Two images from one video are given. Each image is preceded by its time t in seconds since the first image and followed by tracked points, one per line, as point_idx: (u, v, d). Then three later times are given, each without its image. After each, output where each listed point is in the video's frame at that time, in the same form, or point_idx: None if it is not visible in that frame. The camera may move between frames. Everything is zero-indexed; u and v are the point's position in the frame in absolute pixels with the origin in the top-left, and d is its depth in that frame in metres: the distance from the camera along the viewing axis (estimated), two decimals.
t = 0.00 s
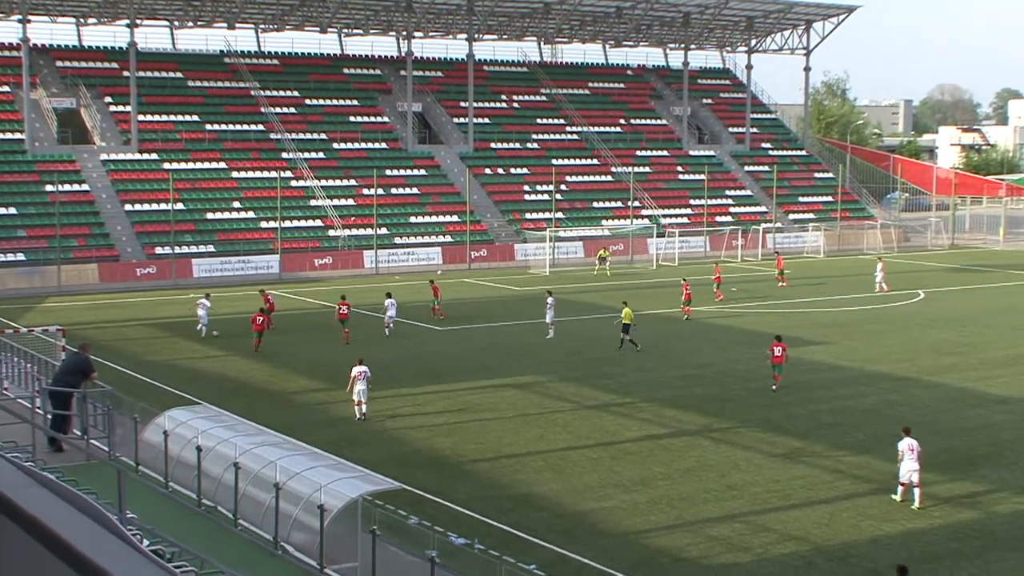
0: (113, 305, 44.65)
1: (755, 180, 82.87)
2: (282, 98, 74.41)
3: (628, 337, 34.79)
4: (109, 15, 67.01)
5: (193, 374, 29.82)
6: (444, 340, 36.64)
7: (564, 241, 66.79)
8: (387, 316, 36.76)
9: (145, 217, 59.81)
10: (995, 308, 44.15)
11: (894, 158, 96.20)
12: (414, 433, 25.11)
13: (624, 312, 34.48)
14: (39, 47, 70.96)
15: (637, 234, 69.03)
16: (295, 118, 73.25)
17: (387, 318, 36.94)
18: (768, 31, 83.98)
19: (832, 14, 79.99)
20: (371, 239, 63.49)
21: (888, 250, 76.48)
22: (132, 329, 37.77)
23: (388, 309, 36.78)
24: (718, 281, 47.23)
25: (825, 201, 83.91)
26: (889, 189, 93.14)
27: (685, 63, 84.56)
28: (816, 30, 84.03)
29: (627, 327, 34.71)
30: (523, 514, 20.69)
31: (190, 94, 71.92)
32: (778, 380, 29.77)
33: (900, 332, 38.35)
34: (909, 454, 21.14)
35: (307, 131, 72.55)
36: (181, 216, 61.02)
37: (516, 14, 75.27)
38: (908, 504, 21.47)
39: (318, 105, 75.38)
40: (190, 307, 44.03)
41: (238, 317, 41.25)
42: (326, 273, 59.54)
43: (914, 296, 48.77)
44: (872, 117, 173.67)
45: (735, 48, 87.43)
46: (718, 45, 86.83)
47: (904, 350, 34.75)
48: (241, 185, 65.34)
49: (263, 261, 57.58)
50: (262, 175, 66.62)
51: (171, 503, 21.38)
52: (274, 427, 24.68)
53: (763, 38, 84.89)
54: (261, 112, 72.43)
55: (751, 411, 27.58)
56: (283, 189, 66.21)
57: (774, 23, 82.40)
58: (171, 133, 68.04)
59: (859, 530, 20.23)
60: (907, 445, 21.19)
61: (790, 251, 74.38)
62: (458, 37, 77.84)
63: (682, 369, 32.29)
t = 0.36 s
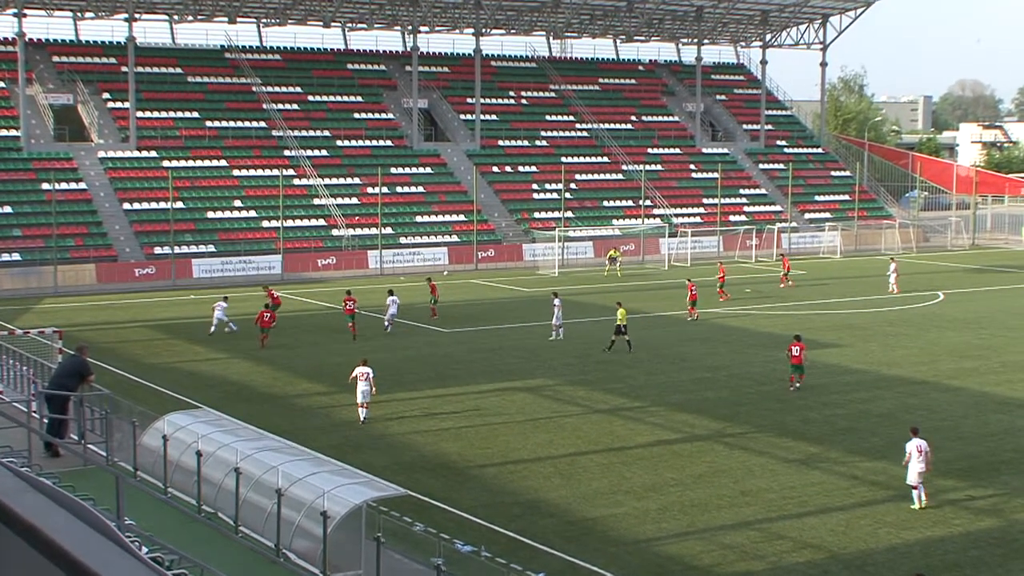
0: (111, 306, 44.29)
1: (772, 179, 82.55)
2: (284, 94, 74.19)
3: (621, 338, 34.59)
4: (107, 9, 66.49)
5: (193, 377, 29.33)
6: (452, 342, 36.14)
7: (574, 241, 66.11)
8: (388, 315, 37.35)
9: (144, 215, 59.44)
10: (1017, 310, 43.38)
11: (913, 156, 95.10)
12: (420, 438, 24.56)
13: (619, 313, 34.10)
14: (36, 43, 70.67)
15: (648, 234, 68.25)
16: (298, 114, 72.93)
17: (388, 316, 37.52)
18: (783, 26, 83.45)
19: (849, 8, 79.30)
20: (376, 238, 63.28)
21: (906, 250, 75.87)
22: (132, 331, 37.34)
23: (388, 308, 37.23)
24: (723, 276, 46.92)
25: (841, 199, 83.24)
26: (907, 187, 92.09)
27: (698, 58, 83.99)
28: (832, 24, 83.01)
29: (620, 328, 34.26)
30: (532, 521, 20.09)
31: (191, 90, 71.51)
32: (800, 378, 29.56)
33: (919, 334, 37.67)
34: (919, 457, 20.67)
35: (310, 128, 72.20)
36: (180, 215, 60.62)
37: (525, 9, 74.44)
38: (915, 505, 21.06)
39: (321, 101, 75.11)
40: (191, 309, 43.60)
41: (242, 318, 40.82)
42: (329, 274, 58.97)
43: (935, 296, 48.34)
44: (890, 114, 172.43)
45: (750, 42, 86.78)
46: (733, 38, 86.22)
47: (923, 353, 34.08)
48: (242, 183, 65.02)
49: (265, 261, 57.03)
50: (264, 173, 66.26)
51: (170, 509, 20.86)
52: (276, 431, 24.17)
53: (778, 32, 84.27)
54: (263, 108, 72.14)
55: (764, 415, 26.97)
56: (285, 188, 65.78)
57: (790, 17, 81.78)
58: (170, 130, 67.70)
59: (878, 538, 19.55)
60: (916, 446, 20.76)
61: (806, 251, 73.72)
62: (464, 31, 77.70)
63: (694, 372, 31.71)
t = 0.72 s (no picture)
0: (106, 306, 44.04)
1: (778, 176, 82.19)
2: (282, 90, 74.09)
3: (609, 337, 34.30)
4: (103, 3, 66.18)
5: (190, 377, 29.05)
6: (453, 341, 35.85)
7: (577, 239, 65.78)
8: (391, 311, 37.93)
9: (139, 213, 59.15)
10: None
11: (921, 152, 94.73)
12: (421, 439, 24.25)
13: (604, 312, 33.74)
14: (29, 37, 70.45)
15: (652, 232, 67.80)
16: (296, 110, 72.70)
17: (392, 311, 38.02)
18: (789, 21, 83.12)
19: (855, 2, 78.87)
20: (377, 237, 62.50)
21: (915, 248, 75.43)
22: (128, 331, 37.08)
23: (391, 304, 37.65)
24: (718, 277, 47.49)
25: (849, 196, 82.79)
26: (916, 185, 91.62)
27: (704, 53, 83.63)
28: (839, 17, 82.47)
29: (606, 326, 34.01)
30: (535, 524, 19.75)
31: (189, 86, 71.32)
32: (813, 377, 29.57)
33: (928, 334, 37.30)
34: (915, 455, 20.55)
35: (309, 124, 71.96)
36: (177, 213, 60.29)
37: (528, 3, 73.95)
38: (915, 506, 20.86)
39: (320, 97, 75.00)
40: (188, 308, 43.33)
41: (241, 317, 40.54)
42: (328, 272, 58.87)
43: (942, 296, 47.68)
44: (897, 110, 171.70)
45: (756, 37, 86.34)
46: (738, 33, 85.76)
47: (932, 353, 33.73)
48: (240, 181, 64.81)
49: (263, 260, 56.88)
50: (262, 170, 66.08)
51: (167, 512, 20.55)
52: (274, 433, 23.86)
53: (785, 27, 83.94)
54: (261, 104, 71.90)
55: (770, 416, 26.64)
56: (284, 185, 65.57)
57: (797, 11, 81.46)
58: (167, 127, 67.45)
59: (886, 540, 19.18)
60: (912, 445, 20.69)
61: (812, 249, 73.35)
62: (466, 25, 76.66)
63: (698, 372, 31.38)
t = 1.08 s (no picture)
0: (101, 305, 43.84)
1: (778, 174, 81.98)
2: (278, 87, 74.03)
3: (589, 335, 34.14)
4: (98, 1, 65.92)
5: (186, 377, 28.89)
6: (452, 341, 35.69)
7: (576, 237, 65.65)
8: (396, 307, 37.90)
9: (134, 212, 58.98)
10: None
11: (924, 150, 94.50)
12: (417, 440, 24.09)
13: (583, 311, 33.59)
14: (23, 34, 70.20)
15: (652, 231, 67.57)
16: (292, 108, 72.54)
17: (398, 311, 37.92)
18: (790, 17, 82.82)
19: None
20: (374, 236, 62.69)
21: (917, 247, 75.18)
22: (122, 330, 36.87)
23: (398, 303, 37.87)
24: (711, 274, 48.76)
25: (850, 194, 82.59)
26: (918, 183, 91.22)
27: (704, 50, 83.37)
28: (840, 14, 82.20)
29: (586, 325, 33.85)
30: (533, 525, 19.58)
31: (184, 83, 71.24)
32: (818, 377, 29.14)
33: (929, 333, 37.13)
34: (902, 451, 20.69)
35: (306, 123, 71.75)
36: (172, 212, 60.10)
37: None
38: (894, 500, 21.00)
39: (317, 95, 74.88)
40: (184, 308, 43.12)
41: (237, 317, 40.34)
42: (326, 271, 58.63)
43: (942, 296, 47.17)
44: (898, 106, 171.45)
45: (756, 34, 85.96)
46: (738, 31, 85.40)
47: (933, 352, 33.52)
48: (236, 179, 64.60)
49: (259, 259, 56.57)
50: (259, 168, 65.92)
51: (162, 513, 20.37)
52: (270, 433, 23.70)
53: (785, 23, 83.68)
54: (257, 102, 71.75)
55: (771, 416, 26.46)
56: (280, 184, 65.26)
57: (797, 8, 81.17)
58: (163, 124, 67.26)
59: (888, 542, 18.99)
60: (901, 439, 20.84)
61: (813, 247, 73.21)
62: (464, 22, 76.13)
63: (697, 371, 31.21)
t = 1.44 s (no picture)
0: (98, 304, 43.79)
1: (776, 173, 81.95)
2: (276, 86, 73.88)
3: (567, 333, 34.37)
4: None
5: (184, 377, 28.84)
6: (450, 340, 35.67)
7: (574, 236, 65.69)
8: (396, 304, 38.24)
9: (132, 211, 58.94)
10: None
11: (922, 149, 94.02)
12: (416, 439, 24.06)
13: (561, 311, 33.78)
14: (21, 33, 70.15)
15: (650, 230, 67.64)
16: (291, 107, 72.48)
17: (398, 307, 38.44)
18: (788, 15, 82.78)
19: None
20: (373, 234, 62.89)
21: (916, 245, 74.93)
22: (120, 330, 36.81)
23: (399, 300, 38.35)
24: (700, 270, 49.51)
25: (848, 193, 82.71)
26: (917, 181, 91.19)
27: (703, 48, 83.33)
28: (839, 12, 82.27)
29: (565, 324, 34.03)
30: (532, 525, 19.55)
31: (182, 82, 71.17)
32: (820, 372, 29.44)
33: (928, 332, 37.15)
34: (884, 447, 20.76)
35: (305, 121, 71.66)
36: (170, 211, 60.10)
37: None
38: (872, 497, 21.15)
39: (315, 94, 74.80)
40: (182, 307, 43.06)
41: (235, 316, 40.27)
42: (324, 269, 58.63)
43: (942, 296, 46.71)
44: (898, 104, 171.52)
45: (754, 33, 85.89)
46: (737, 29, 85.33)
47: (932, 351, 33.51)
48: (234, 178, 64.57)
49: (258, 258, 56.68)
50: (256, 167, 65.86)
51: (160, 513, 20.34)
52: (269, 433, 23.67)
53: (784, 22, 83.67)
54: (255, 101, 71.68)
55: (770, 416, 26.43)
56: (278, 183, 65.25)
57: (795, 6, 81.13)
58: (161, 123, 67.22)
59: (887, 541, 18.97)
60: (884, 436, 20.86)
61: (811, 246, 73.25)
62: (462, 20, 76.07)
63: (696, 371, 31.19)
